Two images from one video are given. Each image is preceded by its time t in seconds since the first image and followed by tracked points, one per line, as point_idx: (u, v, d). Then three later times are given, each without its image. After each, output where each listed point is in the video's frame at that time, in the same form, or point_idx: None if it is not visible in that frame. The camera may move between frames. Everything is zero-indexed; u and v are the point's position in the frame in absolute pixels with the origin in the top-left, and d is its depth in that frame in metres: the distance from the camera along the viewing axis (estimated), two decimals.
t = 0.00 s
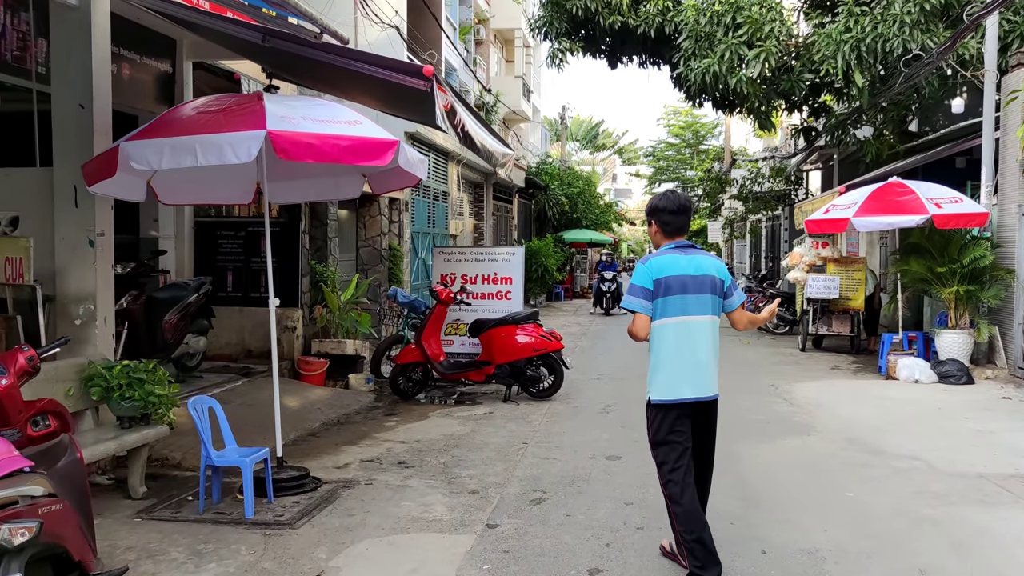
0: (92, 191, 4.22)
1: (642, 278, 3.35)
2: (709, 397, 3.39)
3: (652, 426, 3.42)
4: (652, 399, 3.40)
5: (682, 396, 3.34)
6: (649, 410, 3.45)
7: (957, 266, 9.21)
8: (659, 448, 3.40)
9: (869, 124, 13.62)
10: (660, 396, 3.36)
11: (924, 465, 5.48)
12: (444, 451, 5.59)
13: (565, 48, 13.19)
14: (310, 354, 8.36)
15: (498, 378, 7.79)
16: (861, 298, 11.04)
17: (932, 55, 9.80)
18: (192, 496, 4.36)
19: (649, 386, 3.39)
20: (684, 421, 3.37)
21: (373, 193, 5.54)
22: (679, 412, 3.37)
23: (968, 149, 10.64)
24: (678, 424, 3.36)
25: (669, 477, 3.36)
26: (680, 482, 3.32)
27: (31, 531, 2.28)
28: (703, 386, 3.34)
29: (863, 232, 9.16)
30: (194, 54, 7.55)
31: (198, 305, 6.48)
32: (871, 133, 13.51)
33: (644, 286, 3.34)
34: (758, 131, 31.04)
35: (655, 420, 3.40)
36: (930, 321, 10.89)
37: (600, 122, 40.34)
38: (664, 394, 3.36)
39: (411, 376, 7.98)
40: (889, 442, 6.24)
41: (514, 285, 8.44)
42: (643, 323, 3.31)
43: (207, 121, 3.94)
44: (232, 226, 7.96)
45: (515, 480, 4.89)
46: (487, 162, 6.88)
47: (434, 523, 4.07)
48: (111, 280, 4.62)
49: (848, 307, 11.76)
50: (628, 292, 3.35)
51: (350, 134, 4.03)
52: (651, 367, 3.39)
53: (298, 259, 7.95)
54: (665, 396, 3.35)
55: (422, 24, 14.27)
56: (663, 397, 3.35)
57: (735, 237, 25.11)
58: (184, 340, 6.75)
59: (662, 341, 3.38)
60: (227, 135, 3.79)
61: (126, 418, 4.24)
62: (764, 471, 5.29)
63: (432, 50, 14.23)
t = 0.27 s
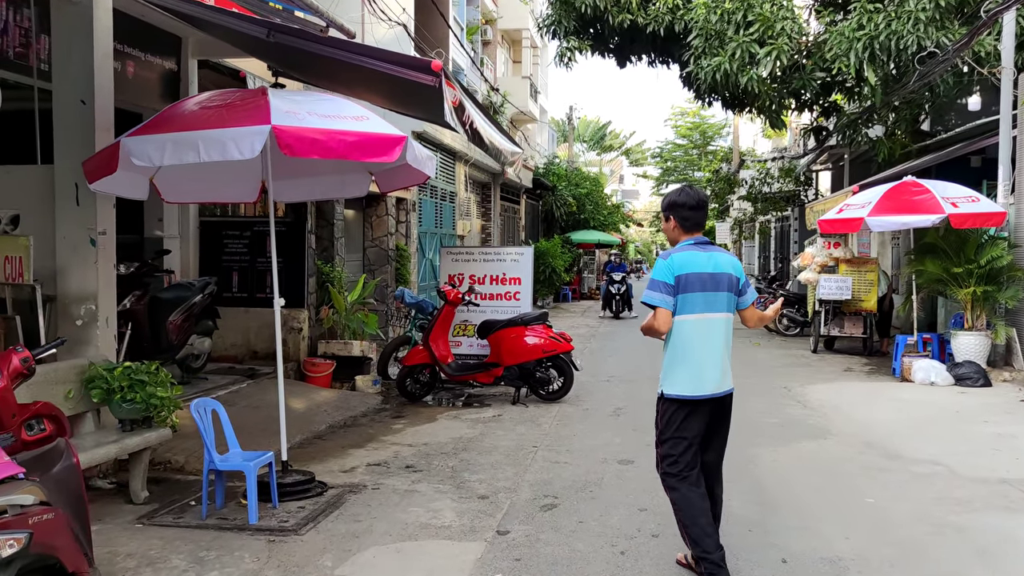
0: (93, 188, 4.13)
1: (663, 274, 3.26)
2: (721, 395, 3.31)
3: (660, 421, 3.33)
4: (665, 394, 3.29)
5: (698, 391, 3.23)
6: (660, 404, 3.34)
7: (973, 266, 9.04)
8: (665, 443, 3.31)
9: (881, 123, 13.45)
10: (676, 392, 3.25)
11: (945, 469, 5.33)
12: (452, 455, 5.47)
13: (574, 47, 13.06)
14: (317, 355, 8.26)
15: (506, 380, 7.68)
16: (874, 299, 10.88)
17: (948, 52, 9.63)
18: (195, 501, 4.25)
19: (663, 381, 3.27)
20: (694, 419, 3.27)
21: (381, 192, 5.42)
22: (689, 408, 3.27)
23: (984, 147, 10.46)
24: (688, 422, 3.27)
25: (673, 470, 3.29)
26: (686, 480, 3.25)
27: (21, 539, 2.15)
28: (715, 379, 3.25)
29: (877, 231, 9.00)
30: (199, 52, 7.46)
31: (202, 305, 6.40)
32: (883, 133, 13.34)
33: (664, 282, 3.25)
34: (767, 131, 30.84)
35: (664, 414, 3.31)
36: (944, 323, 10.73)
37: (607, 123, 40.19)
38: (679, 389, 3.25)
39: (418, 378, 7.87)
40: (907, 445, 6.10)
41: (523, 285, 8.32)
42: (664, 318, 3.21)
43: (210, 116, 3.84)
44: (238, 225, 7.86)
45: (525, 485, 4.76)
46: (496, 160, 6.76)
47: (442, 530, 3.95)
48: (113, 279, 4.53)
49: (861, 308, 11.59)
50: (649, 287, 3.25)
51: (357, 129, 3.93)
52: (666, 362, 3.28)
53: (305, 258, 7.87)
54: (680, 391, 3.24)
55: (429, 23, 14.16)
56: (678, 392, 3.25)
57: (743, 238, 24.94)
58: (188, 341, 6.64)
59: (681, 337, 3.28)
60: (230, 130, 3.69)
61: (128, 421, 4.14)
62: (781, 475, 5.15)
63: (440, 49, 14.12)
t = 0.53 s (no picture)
0: (91, 189, 4.03)
1: (679, 274, 3.29)
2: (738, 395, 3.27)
3: (660, 413, 3.38)
4: (671, 393, 3.31)
5: (707, 391, 3.24)
6: (664, 400, 3.38)
7: (988, 268, 8.89)
8: (663, 437, 3.34)
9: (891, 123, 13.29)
10: (684, 391, 3.27)
11: (965, 477, 5.18)
12: (459, 461, 5.35)
13: (580, 47, 12.93)
14: (321, 358, 8.16)
15: (513, 384, 7.55)
16: (885, 301, 10.73)
17: (962, 51, 9.47)
18: (195, 509, 4.14)
19: (672, 379, 3.29)
20: (695, 420, 3.27)
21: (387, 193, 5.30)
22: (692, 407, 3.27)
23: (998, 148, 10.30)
24: (688, 421, 3.28)
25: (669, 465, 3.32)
26: (678, 479, 3.28)
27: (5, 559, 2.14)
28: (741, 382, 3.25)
29: (890, 233, 8.86)
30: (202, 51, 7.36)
31: (205, 308, 6.30)
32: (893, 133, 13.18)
33: (681, 282, 3.28)
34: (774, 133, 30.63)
35: (666, 410, 3.34)
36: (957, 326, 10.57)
37: (612, 124, 40.04)
38: (690, 388, 3.26)
39: (423, 382, 7.76)
40: (923, 451, 5.96)
41: (530, 288, 8.20)
42: (675, 319, 3.25)
43: (211, 114, 3.74)
44: (241, 227, 7.77)
45: (533, 493, 4.64)
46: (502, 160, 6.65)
47: (448, 540, 3.83)
48: (112, 282, 4.44)
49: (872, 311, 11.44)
50: (666, 288, 3.29)
51: (361, 127, 3.81)
52: (677, 360, 3.30)
53: (309, 261, 7.78)
54: (688, 390, 3.25)
55: (435, 22, 14.05)
56: (687, 392, 3.26)
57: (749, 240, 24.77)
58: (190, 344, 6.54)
59: (695, 337, 3.30)
60: (231, 129, 3.59)
61: (126, 427, 4.05)
62: (796, 483, 5.02)
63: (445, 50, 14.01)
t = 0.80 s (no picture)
0: (88, 189, 3.94)
1: (701, 284, 3.18)
2: (743, 399, 3.24)
3: (667, 419, 3.35)
4: (680, 400, 3.28)
5: (713, 400, 3.22)
6: (671, 407, 3.34)
7: (1001, 271, 8.75)
8: (672, 446, 3.33)
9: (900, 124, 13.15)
10: (700, 400, 3.23)
11: (983, 485, 5.05)
12: (464, 468, 5.24)
13: (586, 47, 12.81)
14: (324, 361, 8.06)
15: (519, 388, 7.44)
16: (895, 304, 10.59)
17: (973, 50, 9.33)
18: (194, 517, 4.04)
19: (681, 389, 3.26)
20: (698, 427, 3.24)
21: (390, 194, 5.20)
22: (697, 416, 3.24)
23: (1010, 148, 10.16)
24: (688, 428, 3.26)
25: (678, 473, 3.31)
26: (678, 483, 3.30)
27: None
28: (742, 383, 3.18)
29: (901, 235, 8.73)
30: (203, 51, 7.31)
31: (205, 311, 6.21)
32: (901, 134, 13.04)
33: (707, 293, 3.18)
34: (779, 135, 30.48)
35: (671, 417, 3.31)
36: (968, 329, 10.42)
37: (617, 126, 39.92)
38: (706, 397, 3.23)
39: (427, 386, 7.65)
40: (939, 457, 5.82)
41: (536, 290, 8.09)
42: (707, 330, 3.15)
43: (209, 111, 3.65)
44: (243, 228, 7.68)
45: (541, 500, 4.53)
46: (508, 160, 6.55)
47: (454, 551, 3.71)
48: (110, 284, 4.35)
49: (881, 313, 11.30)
50: (696, 299, 3.17)
51: (364, 126, 3.71)
52: (688, 370, 3.25)
53: (312, 262, 7.71)
54: (696, 400, 3.23)
55: (439, 22, 13.94)
56: (705, 400, 3.23)
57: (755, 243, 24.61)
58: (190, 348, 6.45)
59: (717, 346, 3.24)
60: (230, 127, 3.49)
61: (123, 434, 3.94)
62: (809, 490, 4.90)
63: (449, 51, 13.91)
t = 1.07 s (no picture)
0: (81, 188, 3.84)
1: (701, 289, 3.17)
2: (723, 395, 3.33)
3: (659, 424, 3.31)
4: (674, 401, 3.26)
5: (705, 397, 3.23)
6: (661, 410, 3.31)
7: (1013, 272, 8.61)
8: (667, 449, 3.28)
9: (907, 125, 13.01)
10: (694, 400, 3.24)
11: (999, 492, 4.93)
12: (467, 474, 5.13)
13: (590, 47, 12.69)
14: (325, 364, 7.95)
15: (522, 392, 7.32)
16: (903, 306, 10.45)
17: (983, 49, 9.21)
18: (189, 525, 3.93)
19: (676, 388, 3.24)
20: (693, 427, 3.24)
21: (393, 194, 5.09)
22: (689, 415, 3.25)
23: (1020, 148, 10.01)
24: (684, 430, 3.25)
25: (675, 478, 3.27)
26: (679, 487, 3.27)
27: None
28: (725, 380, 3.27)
29: (910, 236, 8.60)
30: (203, 51, 7.25)
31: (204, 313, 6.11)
32: (909, 135, 12.91)
33: (707, 298, 3.17)
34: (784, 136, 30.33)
35: (664, 420, 3.28)
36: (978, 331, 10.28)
37: (620, 128, 39.82)
38: (697, 397, 3.25)
39: (429, 390, 7.54)
40: (951, 463, 5.70)
41: (540, 292, 7.97)
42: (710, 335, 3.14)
43: (204, 108, 3.55)
44: (243, 229, 7.58)
45: (545, 508, 4.41)
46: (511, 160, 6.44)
47: (456, 561, 3.60)
48: (104, 285, 4.25)
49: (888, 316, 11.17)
50: (700, 305, 3.14)
51: (364, 123, 3.60)
52: (682, 369, 3.23)
53: (313, 263, 7.63)
54: (690, 398, 3.23)
55: (442, 22, 13.86)
56: (698, 401, 3.24)
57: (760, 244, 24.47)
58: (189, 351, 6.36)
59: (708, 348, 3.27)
60: (225, 124, 3.40)
61: (117, 439, 3.84)
62: (820, 497, 4.77)
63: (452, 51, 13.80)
